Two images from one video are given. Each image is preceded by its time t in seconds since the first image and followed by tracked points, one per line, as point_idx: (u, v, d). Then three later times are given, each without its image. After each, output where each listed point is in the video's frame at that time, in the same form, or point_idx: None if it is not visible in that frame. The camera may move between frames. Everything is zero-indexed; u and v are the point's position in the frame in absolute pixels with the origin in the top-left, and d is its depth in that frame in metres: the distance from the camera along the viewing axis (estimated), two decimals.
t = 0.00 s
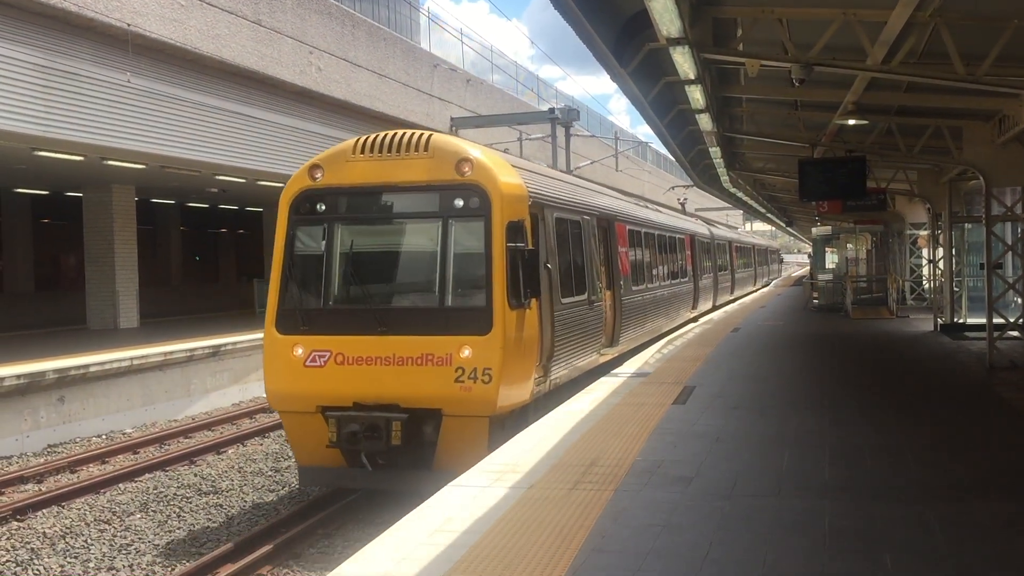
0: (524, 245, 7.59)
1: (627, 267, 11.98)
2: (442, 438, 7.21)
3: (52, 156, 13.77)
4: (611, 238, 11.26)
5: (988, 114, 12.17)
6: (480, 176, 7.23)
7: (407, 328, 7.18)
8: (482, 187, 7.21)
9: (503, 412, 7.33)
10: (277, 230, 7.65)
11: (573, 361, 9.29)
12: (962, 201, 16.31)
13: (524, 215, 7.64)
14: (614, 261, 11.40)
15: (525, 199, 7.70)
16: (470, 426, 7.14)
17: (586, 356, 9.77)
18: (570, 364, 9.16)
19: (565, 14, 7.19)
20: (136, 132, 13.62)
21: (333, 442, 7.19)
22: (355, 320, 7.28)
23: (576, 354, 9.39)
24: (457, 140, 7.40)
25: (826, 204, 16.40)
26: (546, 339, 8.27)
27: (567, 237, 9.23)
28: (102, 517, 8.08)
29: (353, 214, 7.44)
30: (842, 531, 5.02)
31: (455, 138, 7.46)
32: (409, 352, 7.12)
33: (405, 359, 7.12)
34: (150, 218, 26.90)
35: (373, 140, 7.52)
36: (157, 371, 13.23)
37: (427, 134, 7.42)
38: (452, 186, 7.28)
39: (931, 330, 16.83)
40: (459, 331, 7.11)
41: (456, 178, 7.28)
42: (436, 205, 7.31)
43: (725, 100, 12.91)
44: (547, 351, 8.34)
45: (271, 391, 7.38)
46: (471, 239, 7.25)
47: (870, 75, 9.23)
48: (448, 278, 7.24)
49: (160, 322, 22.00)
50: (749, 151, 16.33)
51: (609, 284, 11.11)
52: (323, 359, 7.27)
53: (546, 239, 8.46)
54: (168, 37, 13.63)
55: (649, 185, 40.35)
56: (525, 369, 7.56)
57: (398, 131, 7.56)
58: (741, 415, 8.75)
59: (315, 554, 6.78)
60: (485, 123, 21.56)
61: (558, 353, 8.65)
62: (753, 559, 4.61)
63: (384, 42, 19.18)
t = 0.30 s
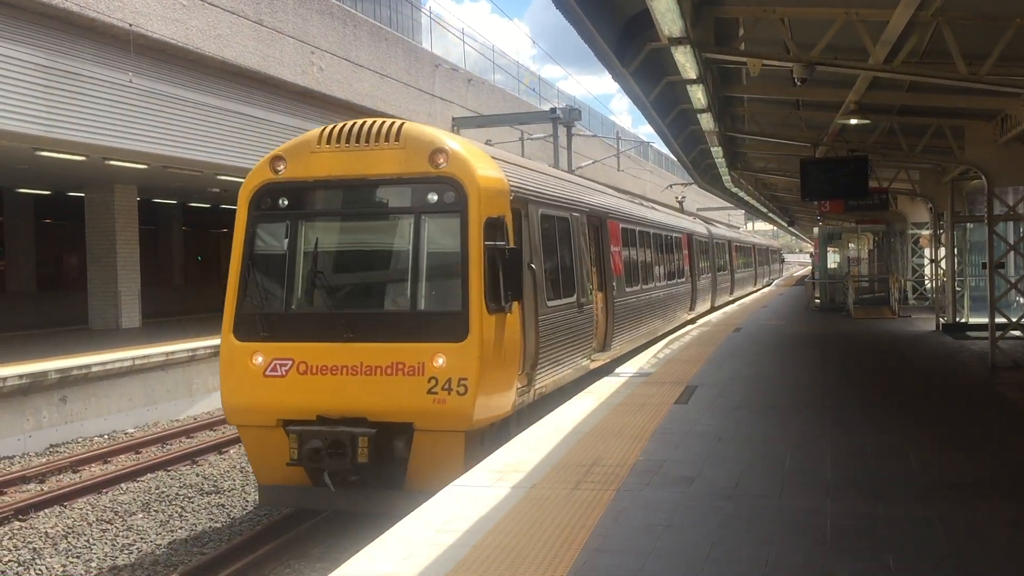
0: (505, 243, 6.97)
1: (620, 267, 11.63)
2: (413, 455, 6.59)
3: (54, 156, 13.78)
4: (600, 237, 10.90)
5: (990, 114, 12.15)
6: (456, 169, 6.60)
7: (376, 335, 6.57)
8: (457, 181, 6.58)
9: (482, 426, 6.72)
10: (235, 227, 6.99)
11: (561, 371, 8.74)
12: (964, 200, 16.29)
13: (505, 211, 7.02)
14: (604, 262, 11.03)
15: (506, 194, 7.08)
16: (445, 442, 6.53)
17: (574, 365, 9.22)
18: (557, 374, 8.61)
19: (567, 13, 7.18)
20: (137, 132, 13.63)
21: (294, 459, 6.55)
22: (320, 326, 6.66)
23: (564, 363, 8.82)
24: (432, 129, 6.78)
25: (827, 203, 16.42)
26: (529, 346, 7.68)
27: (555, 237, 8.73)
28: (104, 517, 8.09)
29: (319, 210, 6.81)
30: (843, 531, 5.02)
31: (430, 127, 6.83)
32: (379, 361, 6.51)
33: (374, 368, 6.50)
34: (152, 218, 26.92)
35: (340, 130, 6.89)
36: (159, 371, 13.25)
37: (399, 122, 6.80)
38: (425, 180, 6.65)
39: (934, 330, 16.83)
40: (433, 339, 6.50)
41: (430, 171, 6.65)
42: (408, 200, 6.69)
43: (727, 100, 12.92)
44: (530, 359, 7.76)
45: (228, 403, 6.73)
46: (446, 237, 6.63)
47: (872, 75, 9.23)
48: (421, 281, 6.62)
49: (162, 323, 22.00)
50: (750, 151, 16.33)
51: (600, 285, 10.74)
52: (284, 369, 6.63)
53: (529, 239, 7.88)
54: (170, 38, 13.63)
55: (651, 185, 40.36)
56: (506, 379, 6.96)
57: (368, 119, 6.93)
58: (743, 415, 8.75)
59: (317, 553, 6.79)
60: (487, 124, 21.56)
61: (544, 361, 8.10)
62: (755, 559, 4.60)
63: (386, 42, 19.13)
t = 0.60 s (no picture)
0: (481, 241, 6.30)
1: (610, 267, 11.27)
2: (377, 477, 5.88)
3: (57, 155, 13.78)
4: (588, 236, 10.52)
5: (994, 113, 12.13)
6: (425, 157, 5.91)
7: (337, 343, 5.87)
8: (427, 171, 5.90)
9: (454, 444, 6.05)
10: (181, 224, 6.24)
11: (544, 380, 8.28)
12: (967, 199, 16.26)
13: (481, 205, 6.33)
14: (593, 264, 10.66)
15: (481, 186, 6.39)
16: (412, 462, 5.83)
17: (558, 375, 8.74)
18: (540, 386, 8.12)
19: (570, 12, 7.16)
20: (140, 132, 13.64)
21: (244, 482, 5.81)
22: (275, 334, 5.95)
23: (545, 372, 8.31)
24: (399, 114, 6.08)
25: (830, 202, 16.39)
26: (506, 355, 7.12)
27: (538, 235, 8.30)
28: (107, 515, 8.11)
29: (274, 204, 6.08)
30: (848, 530, 5.02)
31: (397, 112, 6.14)
32: (339, 372, 5.82)
33: (335, 380, 5.81)
34: (154, 217, 26.91)
35: (298, 115, 6.17)
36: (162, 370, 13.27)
37: (364, 107, 6.10)
38: (392, 170, 5.96)
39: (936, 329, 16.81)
40: (399, 346, 5.81)
41: (397, 160, 5.95)
42: (373, 193, 5.98)
43: (729, 99, 12.90)
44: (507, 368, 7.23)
45: (173, 419, 6.01)
46: (415, 233, 5.93)
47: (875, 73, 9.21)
48: (387, 282, 5.92)
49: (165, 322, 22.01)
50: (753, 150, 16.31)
51: (588, 288, 10.40)
52: (235, 381, 5.93)
53: (506, 238, 7.37)
54: (172, 37, 13.61)
55: (654, 183, 40.33)
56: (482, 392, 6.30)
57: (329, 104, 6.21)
58: (746, 414, 8.73)
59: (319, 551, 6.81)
60: (490, 122, 21.52)
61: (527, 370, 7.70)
62: (760, 559, 4.59)
63: (388, 41, 19.04)
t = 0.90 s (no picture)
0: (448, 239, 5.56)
1: (599, 267, 10.63)
2: (327, 506, 5.15)
3: (60, 155, 13.80)
4: (573, 235, 9.90)
5: (997, 111, 12.12)
6: (383, 143, 5.18)
7: (282, 355, 5.12)
8: (384, 158, 5.17)
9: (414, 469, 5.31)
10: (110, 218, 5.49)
11: (523, 391, 7.61)
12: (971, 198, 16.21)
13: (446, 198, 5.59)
14: (580, 265, 10.02)
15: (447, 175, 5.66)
16: (366, 490, 5.08)
17: (539, 386, 8.07)
18: (518, 397, 7.43)
19: (572, 10, 7.15)
20: (142, 131, 13.65)
21: (174, 513, 5.04)
22: (212, 343, 5.19)
23: (523, 383, 7.61)
24: (355, 95, 5.35)
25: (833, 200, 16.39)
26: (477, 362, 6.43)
27: (519, 234, 7.71)
28: (110, 514, 8.13)
29: (214, 196, 5.33)
30: (849, 529, 5.03)
31: (353, 93, 5.41)
32: (284, 388, 5.07)
33: (279, 397, 5.06)
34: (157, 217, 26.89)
35: (243, 96, 5.43)
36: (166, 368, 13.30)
37: (316, 87, 5.36)
38: (345, 157, 5.21)
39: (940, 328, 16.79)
40: (351, 357, 5.07)
41: (350, 146, 5.21)
42: (324, 183, 5.23)
43: (732, 97, 12.90)
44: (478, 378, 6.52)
45: (97, 438, 5.23)
46: (370, 229, 5.19)
47: (877, 72, 9.19)
48: (339, 285, 5.17)
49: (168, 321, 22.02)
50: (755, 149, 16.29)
51: (575, 290, 9.80)
52: (167, 397, 5.17)
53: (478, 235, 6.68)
54: (175, 36, 13.57)
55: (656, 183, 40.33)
56: (448, 410, 5.57)
57: (277, 83, 5.48)
58: (749, 413, 8.74)
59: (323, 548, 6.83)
60: (493, 122, 21.52)
61: (518, 380, 7.44)
62: (763, 559, 4.58)
63: (391, 40, 18.96)
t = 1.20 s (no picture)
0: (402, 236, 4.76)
1: (586, 269, 9.80)
2: (254, 552, 4.33)
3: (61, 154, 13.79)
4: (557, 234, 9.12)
5: (1000, 111, 12.11)
6: (323, 121, 4.39)
7: (204, 371, 4.35)
8: (324, 139, 4.38)
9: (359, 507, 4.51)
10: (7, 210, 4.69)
11: (493, 406, 6.74)
12: (974, 198, 16.18)
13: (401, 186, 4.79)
14: (563, 265, 9.21)
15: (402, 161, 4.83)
16: (300, 532, 4.27)
17: (514, 400, 7.21)
18: (487, 412, 6.60)
19: (574, 9, 7.15)
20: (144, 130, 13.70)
21: (72, 558, 4.22)
22: (125, 356, 4.42)
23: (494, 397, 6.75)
24: (294, 68, 4.57)
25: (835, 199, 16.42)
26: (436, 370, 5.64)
27: (492, 229, 6.90)
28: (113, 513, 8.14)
29: (127, 183, 4.54)
30: (852, 528, 5.04)
31: (291, 65, 4.63)
32: (205, 411, 4.29)
33: (198, 421, 4.29)
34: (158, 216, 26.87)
35: (163, 68, 4.64)
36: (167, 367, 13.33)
37: (247, 58, 4.58)
38: (280, 138, 4.43)
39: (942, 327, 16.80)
40: (284, 375, 4.30)
41: (286, 125, 4.43)
42: (255, 168, 4.46)
43: (734, 96, 12.92)
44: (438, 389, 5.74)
45: None
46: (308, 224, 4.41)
47: (879, 71, 9.20)
48: (273, 288, 4.41)
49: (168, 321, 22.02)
50: (758, 147, 16.28)
51: (558, 293, 8.99)
52: (70, 420, 4.39)
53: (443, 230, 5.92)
54: (177, 35, 13.51)
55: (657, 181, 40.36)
56: (401, 435, 4.77)
57: (204, 55, 4.70)
58: (751, 411, 8.76)
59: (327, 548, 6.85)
60: (495, 120, 21.52)
61: (518, 380, 7.36)
62: (766, 559, 4.57)
63: (393, 39, 18.92)
